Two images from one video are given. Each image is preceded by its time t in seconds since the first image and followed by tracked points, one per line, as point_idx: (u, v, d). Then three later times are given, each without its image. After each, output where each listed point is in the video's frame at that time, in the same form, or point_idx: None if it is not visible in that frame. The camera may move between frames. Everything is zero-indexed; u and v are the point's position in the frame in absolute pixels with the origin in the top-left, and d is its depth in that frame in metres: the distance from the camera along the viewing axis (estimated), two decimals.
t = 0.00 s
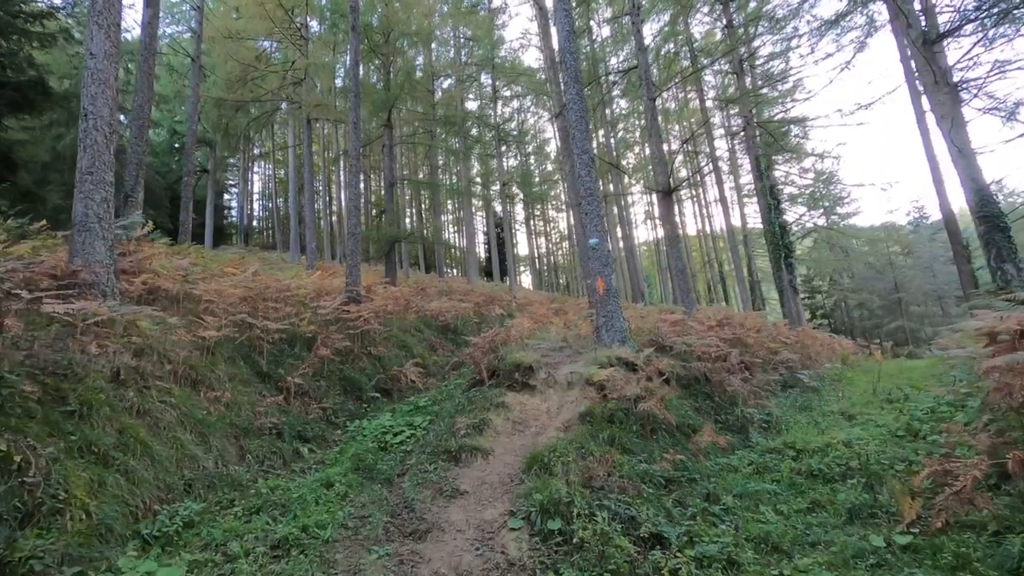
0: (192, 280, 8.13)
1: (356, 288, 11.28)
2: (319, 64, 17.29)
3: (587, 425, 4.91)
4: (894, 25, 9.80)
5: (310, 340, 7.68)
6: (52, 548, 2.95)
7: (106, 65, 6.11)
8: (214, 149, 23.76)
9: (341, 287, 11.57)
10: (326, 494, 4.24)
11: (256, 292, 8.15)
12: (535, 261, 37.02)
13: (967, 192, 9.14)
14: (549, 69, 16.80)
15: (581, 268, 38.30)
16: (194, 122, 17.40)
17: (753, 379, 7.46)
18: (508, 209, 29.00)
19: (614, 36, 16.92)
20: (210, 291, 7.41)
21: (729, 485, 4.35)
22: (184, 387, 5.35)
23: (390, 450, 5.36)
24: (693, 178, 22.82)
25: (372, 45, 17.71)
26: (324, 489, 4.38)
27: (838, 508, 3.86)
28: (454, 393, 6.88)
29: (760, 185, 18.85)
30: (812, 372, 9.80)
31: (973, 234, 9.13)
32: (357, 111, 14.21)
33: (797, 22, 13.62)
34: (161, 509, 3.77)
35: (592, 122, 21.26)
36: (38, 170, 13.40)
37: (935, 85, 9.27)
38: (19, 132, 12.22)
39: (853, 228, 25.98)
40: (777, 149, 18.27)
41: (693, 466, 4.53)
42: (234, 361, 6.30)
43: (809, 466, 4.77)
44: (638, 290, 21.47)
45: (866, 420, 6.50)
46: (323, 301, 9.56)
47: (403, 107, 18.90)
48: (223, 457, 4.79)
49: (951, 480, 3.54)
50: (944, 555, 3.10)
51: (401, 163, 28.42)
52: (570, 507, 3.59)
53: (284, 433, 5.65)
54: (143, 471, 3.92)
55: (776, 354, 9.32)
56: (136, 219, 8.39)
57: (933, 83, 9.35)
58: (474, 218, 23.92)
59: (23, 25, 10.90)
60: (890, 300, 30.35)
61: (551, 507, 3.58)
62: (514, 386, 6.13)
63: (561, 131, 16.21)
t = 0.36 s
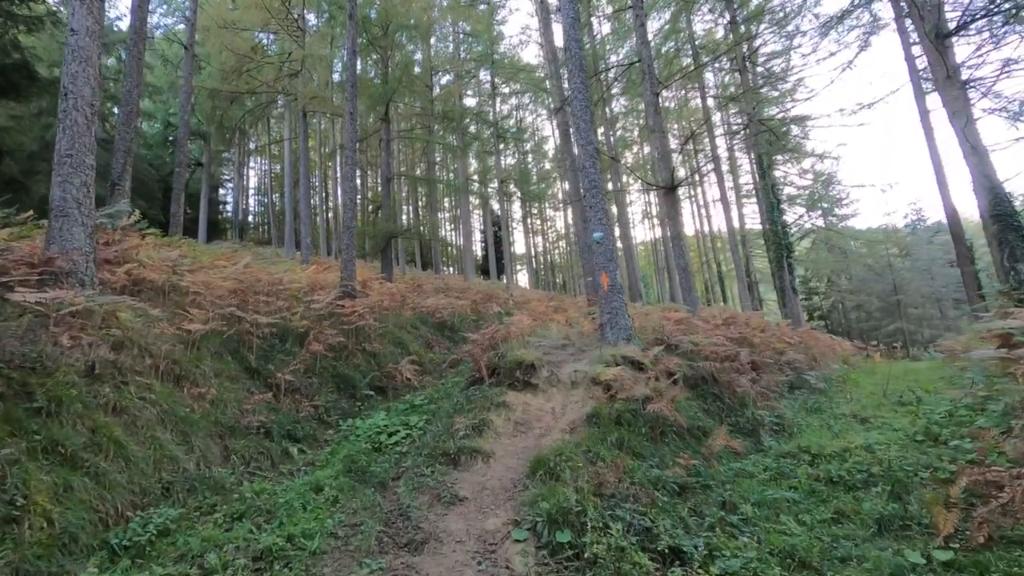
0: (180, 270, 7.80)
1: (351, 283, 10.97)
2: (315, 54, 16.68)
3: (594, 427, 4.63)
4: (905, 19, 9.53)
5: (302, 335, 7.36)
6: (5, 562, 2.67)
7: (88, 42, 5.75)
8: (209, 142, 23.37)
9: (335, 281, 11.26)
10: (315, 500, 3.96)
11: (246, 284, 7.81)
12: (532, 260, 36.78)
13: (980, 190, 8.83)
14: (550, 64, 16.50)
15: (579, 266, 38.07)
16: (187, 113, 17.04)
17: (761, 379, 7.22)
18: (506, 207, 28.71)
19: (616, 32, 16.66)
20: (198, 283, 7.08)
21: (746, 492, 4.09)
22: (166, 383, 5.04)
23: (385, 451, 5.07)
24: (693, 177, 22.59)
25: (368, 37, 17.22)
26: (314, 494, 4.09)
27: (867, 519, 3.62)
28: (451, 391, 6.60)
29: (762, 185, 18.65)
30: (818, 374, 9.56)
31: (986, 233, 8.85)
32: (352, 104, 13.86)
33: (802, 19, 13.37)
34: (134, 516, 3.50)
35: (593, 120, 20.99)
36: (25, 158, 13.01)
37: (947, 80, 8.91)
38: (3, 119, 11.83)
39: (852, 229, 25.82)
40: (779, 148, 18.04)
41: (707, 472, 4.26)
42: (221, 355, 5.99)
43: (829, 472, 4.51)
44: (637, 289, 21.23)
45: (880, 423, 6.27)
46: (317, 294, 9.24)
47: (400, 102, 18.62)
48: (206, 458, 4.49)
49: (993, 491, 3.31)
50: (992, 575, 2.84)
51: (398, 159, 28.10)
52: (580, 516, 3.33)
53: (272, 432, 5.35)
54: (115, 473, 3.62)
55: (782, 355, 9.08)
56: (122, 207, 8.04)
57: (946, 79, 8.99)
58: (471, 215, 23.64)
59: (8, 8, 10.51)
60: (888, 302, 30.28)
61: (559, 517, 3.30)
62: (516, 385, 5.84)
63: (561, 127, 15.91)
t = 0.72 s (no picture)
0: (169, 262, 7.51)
1: (347, 278, 10.72)
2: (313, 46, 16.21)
3: (603, 429, 4.39)
4: (916, 13, 9.19)
5: (295, 330, 7.10)
6: None
7: (72, 20, 5.45)
8: (204, 136, 23.10)
9: (330, 277, 11.00)
10: (305, 506, 3.71)
11: (237, 278, 7.52)
12: (530, 258, 36.53)
13: (993, 188, 8.25)
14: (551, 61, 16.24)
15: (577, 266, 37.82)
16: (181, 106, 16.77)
17: (771, 380, 7.01)
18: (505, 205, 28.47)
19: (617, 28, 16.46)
20: (186, 276, 6.80)
21: (764, 500, 3.85)
22: (150, 380, 4.78)
23: (381, 453, 4.81)
24: (694, 176, 22.38)
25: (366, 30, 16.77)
26: (304, 499, 3.84)
27: (897, 531, 3.42)
28: (450, 390, 6.35)
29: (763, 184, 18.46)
30: (824, 374, 9.36)
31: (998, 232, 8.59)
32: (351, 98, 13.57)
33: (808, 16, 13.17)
34: (109, 523, 3.26)
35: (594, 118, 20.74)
36: (14, 149, 12.68)
37: (960, 75, 8.23)
38: None
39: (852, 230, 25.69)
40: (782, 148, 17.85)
41: (722, 478, 4.03)
42: (210, 351, 5.73)
43: (849, 479, 4.29)
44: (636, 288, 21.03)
45: (894, 426, 6.06)
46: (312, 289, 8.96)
47: (399, 97, 18.35)
48: (191, 460, 4.23)
49: None
50: None
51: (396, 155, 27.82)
52: (592, 527, 3.09)
53: (262, 432, 5.08)
54: (90, 477, 3.38)
55: (789, 355, 8.87)
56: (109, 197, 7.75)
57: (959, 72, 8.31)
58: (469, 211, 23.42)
59: None
60: (887, 303, 30.15)
61: (570, 528, 3.05)
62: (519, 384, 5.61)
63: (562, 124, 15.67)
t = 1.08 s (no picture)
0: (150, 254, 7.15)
1: (339, 274, 10.40)
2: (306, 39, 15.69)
3: (608, 433, 4.10)
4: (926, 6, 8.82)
5: (282, 327, 6.77)
6: None
7: None
8: (196, 132, 22.71)
9: (321, 273, 10.66)
10: (284, 516, 3.41)
11: (222, 271, 7.14)
12: (525, 258, 36.26)
13: (1002, 186, 7.77)
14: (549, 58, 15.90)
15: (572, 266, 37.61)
16: (170, 99, 16.40)
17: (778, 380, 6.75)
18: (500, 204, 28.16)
19: (616, 26, 16.10)
20: (167, 269, 6.45)
21: (785, 510, 3.57)
22: (122, 378, 4.45)
23: (371, 457, 4.51)
24: (692, 177, 22.13)
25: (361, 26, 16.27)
26: (284, 508, 3.53)
27: (928, 545, 3.16)
28: (445, 390, 6.05)
29: (762, 184, 18.25)
30: (829, 375, 9.11)
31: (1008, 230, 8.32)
32: (344, 91, 13.19)
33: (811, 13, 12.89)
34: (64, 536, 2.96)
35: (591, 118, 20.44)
36: None
37: (970, 69, 7.72)
38: None
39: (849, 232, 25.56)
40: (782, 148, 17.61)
41: (737, 486, 3.74)
42: (190, 347, 5.39)
43: (870, 486, 4.02)
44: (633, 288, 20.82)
45: (909, 429, 5.81)
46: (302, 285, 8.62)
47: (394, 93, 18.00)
48: (163, 464, 3.92)
49: None
50: None
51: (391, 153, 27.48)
52: (601, 542, 2.80)
53: (243, 433, 4.76)
54: (44, 485, 3.08)
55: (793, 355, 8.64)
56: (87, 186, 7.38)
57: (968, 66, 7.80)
58: (464, 209, 23.10)
59: None
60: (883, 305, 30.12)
61: (577, 543, 2.76)
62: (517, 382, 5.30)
63: (559, 122, 15.34)
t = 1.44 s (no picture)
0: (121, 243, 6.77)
1: (321, 267, 10.07)
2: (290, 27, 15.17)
3: (603, 438, 3.90)
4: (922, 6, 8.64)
5: (260, 321, 6.45)
6: None
7: None
8: (175, 119, 22.07)
9: (303, 266, 10.31)
10: (254, 528, 3.14)
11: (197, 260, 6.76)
12: (512, 254, 36.01)
13: (995, 187, 7.57)
14: (539, 53, 15.60)
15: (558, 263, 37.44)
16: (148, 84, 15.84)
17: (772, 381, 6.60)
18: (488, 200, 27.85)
19: (608, 22, 15.83)
20: (136, 258, 6.08)
21: (790, 520, 3.40)
22: (82, 376, 4.16)
23: (352, 460, 4.24)
24: (681, 176, 22.03)
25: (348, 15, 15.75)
26: (255, 519, 3.26)
27: (941, 561, 3.00)
28: (430, 389, 5.80)
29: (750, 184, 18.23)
30: (820, 376, 9.03)
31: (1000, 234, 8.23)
32: (329, 80, 12.76)
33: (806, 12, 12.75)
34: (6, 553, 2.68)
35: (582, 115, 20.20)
36: None
37: (965, 69, 7.48)
38: None
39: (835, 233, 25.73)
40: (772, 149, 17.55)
41: (740, 495, 3.56)
42: (159, 342, 5.07)
43: (874, 494, 3.86)
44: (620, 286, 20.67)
45: (905, 433, 5.68)
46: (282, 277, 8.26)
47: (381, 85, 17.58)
48: (125, 468, 3.63)
49: None
50: None
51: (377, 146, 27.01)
52: (600, 562, 2.59)
53: (214, 434, 4.46)
54: None
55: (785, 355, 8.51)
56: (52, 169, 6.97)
57: (963, 67, 7.57)
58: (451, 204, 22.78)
59: None
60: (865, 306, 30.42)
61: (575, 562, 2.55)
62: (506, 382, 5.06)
63: (549, 118, 15.07)
